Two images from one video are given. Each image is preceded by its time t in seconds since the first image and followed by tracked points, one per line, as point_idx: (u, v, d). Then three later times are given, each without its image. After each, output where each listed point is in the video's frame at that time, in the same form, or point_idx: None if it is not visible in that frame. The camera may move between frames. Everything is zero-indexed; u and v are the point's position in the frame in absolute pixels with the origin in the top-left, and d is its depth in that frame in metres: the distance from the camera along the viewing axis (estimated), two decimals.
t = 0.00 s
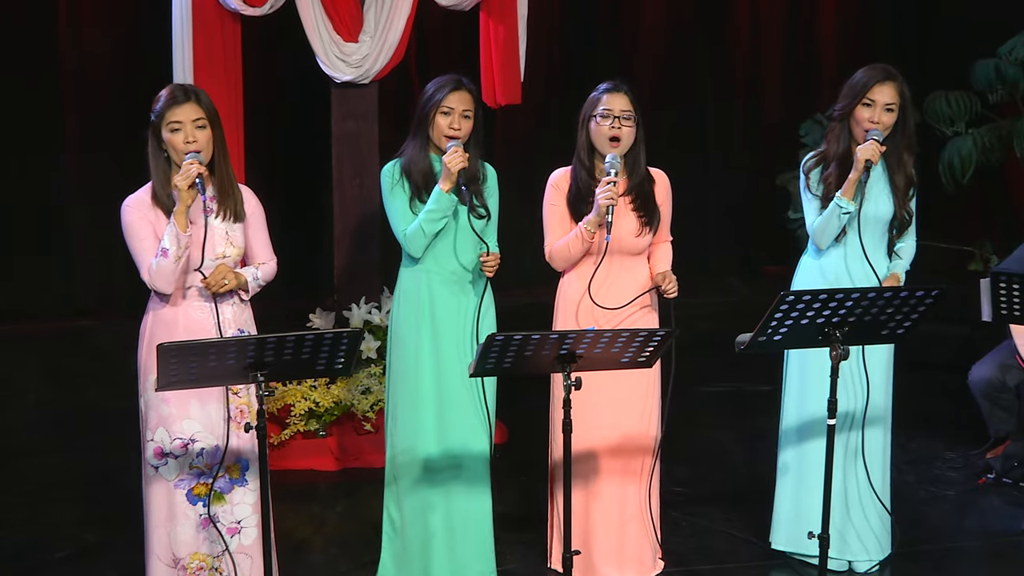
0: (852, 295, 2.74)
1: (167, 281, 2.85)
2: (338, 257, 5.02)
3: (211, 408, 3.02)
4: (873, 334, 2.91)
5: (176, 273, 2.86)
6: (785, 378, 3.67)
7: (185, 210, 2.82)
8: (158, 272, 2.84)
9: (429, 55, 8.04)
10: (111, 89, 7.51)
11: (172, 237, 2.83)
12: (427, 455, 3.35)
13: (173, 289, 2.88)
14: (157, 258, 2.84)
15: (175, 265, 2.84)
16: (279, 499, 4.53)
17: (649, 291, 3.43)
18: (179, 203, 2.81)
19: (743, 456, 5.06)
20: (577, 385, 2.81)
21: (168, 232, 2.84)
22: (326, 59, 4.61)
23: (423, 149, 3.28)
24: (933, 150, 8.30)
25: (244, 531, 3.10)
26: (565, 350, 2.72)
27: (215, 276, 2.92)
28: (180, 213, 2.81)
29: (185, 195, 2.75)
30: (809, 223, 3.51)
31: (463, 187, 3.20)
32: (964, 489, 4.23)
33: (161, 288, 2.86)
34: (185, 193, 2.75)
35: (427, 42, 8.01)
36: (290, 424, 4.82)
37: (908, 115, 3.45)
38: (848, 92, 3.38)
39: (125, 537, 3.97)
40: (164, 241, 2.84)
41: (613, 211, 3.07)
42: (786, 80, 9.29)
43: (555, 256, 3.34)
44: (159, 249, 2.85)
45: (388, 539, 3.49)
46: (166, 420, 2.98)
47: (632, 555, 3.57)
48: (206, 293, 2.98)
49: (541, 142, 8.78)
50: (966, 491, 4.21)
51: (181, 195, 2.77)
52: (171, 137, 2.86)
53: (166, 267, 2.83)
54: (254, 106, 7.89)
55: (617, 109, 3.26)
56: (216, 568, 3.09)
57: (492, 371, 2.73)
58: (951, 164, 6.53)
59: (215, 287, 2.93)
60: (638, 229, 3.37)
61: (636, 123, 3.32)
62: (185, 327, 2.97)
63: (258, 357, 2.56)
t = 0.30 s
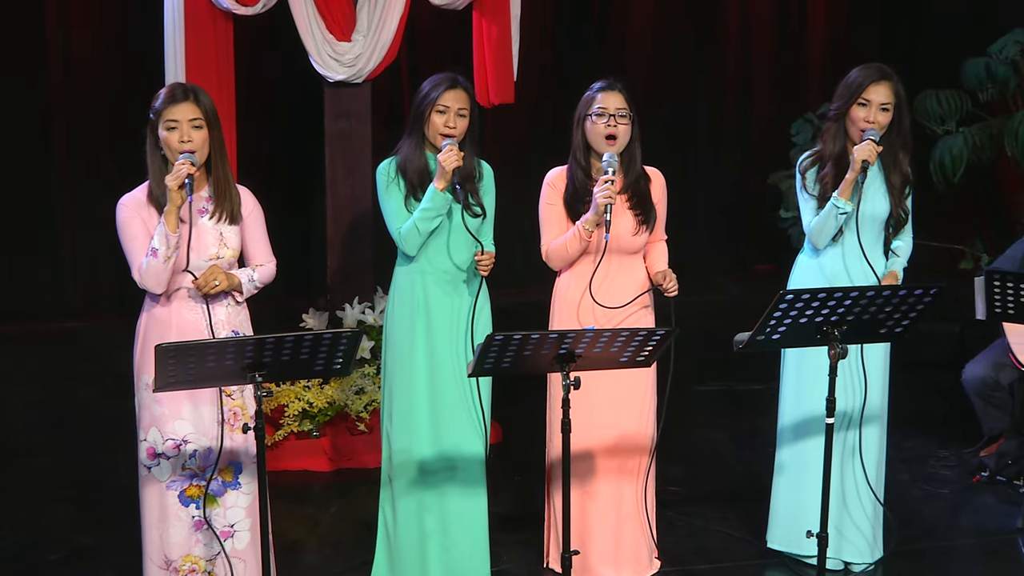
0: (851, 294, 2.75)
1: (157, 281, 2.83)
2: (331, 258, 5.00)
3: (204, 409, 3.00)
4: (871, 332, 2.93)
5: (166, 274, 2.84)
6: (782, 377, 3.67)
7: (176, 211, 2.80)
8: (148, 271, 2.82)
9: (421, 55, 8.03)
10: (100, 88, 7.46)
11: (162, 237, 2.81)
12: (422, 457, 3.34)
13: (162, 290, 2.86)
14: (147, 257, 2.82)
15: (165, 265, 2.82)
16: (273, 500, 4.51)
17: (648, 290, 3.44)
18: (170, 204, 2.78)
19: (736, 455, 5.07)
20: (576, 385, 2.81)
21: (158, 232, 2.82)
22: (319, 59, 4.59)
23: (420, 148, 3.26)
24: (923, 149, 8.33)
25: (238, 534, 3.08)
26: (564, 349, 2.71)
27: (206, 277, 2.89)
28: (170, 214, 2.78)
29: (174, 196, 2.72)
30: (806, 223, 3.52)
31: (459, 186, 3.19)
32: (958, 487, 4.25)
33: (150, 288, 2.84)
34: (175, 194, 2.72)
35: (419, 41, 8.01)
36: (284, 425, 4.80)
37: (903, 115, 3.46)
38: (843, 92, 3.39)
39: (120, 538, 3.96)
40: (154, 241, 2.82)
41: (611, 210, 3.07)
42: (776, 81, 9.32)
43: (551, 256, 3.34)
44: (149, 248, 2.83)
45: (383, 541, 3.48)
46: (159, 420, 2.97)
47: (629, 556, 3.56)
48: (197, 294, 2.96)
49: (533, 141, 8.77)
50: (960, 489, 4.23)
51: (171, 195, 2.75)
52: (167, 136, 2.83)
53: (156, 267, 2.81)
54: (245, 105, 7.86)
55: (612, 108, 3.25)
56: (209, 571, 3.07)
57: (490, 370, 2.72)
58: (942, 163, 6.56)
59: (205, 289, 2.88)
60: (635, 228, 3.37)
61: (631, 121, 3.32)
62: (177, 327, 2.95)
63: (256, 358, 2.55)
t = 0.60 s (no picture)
0: (852, 293, 2.77)
1: (149, 281, 2.81)
2: (325, 257, 4.97)
3: (199, 410, 2.98)
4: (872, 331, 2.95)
5: (158, 274, 2.82)
6: (780, 376, 3.68)
7: (169, 211, 2.78)
8: (140, 271, 2.80)
9: (412, 54, 8.00)
10: (90, 87, 7.41)
11: (155, 238, 2.79)
12: (419, 458, 3.33)
13: (154, 289, 2.84)
14: (140, 257, 2.80)
15: (157, 265, 2.80)
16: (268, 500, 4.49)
17: (647, 289, 3.44)
18: (162, 204, 2.76)
19: (732, 454, 5.07)
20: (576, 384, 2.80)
21: (151, 232, 2.80)
22: (313, 57, 4.55)
23: (418, 144, 3.26)
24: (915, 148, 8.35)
25: (232, 536, 3.06)
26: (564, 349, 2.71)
27: (199, 278, 2.86)
28: (162, 213, 2.76)
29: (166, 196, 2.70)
30: (803, 220, 3.53)
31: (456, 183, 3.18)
32: (953, 486, 4.26)
33: (142, 287, 2.82)
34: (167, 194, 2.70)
35: (411, 41, 7.98)
36: (279, 425, 4.78)
37: (901, 113, 3.47)
38: (841, 89, 3.40)
39: (115, 539, 3.95)
40: (146, 241, 2.80)
41: (610, 209, 3.06)
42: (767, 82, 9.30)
43: (550, 255, 3.34)
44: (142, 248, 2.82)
45: (382, 542, 3.48)
46: (153, 420, 2.95)
47: (627, 556, 3.56)
48: (190, 295, 2.93)
49: (525, 141, 8.77)
50: (956, 487, 4.24)
51: (163, 195, 2.73)
52: (166, 134, 2.82)
53: (148, 267, 2.79)
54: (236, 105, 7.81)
55: (608, 105, 3.25)
56: (203, 572, 3.06)
57: (489, 370, 2.71)
58: (934, 161, 6.58)
59: (198, 290, 2.87)
60: (634, 226, 3.37)
61: (628, 118, 3.31)
62: (172, 327, 2.93)
63: (255, 358, 2.53)
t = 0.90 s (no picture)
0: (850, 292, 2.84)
1: (144, 281, 2.81)
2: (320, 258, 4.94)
3: (196, 410, 2.98)
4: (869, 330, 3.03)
5: (154, 274, 2.82)
6: (774, 377, 3.71)
7: (165, 211, 2.77)
8: (135, 271, 2.80)
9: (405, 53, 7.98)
10: (81, 86, 7.35)
11: (151, 238, 2.79)
12: (418, 459, 3.35)
13: (149, 289, 2.84)
14: (135, 257, 2.80)
15: (152, 266, 2.80)
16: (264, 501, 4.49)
17: (644, 290, 3.47)
18: (159, 205, 2.76)
19: (726, 453, 5.10)
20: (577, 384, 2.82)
21: (148, 232, 2.80)
22: (307, 58, 4.49)
23: (417, 145, 3.26)
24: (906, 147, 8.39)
25: (230, 537, 3.06)
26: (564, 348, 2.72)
27: (193, 278, 2.85)
28: (159, 214, 2.76)
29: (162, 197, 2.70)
30: (798, 219, 3.57)
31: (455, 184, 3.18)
32: (947, 483, 4.29)
33: (138, 288, 2.82)
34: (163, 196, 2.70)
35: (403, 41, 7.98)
36: (275, 425, 4.77)
37: (897, 115, 3.50)
38: (838, 89, 3.43)
39: (113, 540, 3.95)
40: (142, 241, 2.80)
41: (610, 209, 3.08)
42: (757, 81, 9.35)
43: (548, 256, 3.36)
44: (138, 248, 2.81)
45: (383, 544, 3.50)
46: (150, 420, 2.95)
47: (625, 556, 3.58)
48: (184, 296, 2.93)
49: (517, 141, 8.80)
50: (950, 485, 4.27)
51: (160, 196, 2.73)
52: (167, 134, 2.82)
53: (143, 267, 2.79)
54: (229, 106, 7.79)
55: (605, 106, 3.27)
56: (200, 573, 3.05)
57: (489, 369, 2.72)
58: (925, 160, 6.63)
59: (193, 290, 2.85)
60: (632, 225, 3.39)
61: (625, 118, 3.34)
62: (168, 328, 2.93)
63: (256, 359, 2.54)
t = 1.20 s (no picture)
0: (842, 290, 3.01)
1: (152, 281, 2.88)
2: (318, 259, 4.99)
3: (200, 407, 2.99)
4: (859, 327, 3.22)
5: (161, 275, 2.90)
6: (763, 374, 3.82)
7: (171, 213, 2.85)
8: (143, 272, 2.87)
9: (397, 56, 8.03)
10: (76, 88, 7.37)
11: (158, 240, 2.86)
12: (417, 457, 3.44)
13: (156, 289, 2.91)
14: (143, 258, 2.88)
15: (160, 267, 2.87)
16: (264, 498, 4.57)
17: (639, 290, 3.60)
18: (166, 207, 2.83)
19: (716, 448, 5.19)
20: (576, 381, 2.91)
21: (155, 234, 2.87)
22: (306, 64, 4.45)
23: (416, 148, 3.36)
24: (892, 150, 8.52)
25: (234, 532, 3.09)
26: (563, 346, 2.82)
27: (196, 278, 2.92)
28: (166, 216, 2.83)
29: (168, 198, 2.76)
30: (788, 220, 3.67)
31: (455, 188, 3.27)
32: (931, 477, 4.41)
33: (145, 288, 2.90)
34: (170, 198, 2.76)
35: (397, 45, 8.06)
36: (275, 423, 4.83)
37: (884, 119, 3.60)
38: (828, 94, 3.53)
39: (117, 536, 4.02)
40: (150, 243, 2.88)
41: (608, 211, 3.19)
42: (742, 82, 9.48)
43: (546, 257, 3.46)
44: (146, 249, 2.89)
45: (387, 538, 3.61)
46: (156, 417, 2.96)
47: (620, 549, 3.69)
48: (188, 296, 2.99)
49: (509, 143, 8.89)
50: (934, 479, 4.39)
51: (166, 199, 2.80)
52: (175, 137, 2.89)
53: (151, 269, 2.86)
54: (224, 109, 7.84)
55: (601, 111, 3.37)
56: (205, 568, 3.07)
57: (490, 368, 2.82)
58: (907, 162, 6.79)
59: (196, 290, 2.92)
60: (627, 226, 3.51)
61: (620, 123, 3.44)
62: (173, 327, 2.99)
63: (261, 358, 2.61)
